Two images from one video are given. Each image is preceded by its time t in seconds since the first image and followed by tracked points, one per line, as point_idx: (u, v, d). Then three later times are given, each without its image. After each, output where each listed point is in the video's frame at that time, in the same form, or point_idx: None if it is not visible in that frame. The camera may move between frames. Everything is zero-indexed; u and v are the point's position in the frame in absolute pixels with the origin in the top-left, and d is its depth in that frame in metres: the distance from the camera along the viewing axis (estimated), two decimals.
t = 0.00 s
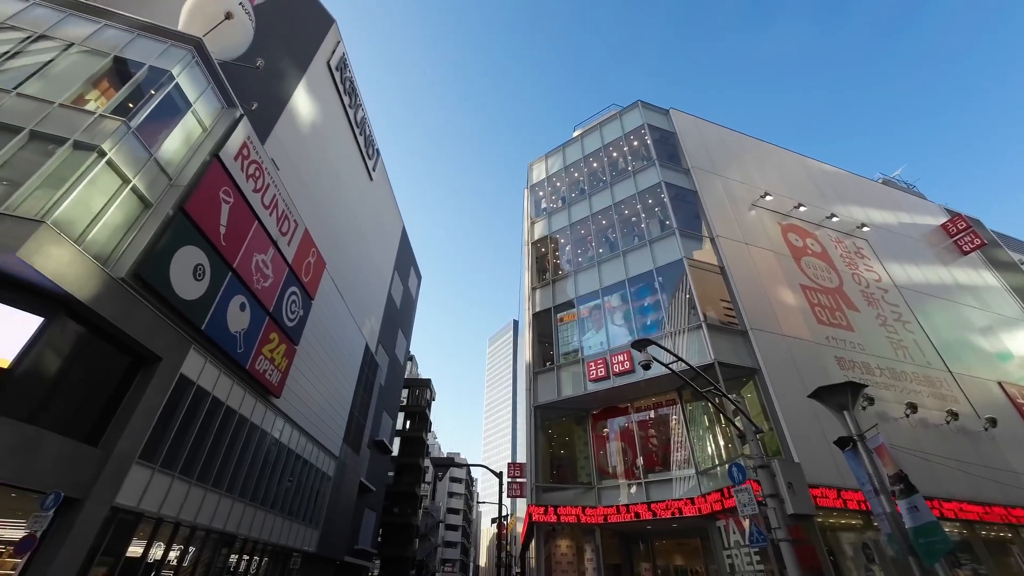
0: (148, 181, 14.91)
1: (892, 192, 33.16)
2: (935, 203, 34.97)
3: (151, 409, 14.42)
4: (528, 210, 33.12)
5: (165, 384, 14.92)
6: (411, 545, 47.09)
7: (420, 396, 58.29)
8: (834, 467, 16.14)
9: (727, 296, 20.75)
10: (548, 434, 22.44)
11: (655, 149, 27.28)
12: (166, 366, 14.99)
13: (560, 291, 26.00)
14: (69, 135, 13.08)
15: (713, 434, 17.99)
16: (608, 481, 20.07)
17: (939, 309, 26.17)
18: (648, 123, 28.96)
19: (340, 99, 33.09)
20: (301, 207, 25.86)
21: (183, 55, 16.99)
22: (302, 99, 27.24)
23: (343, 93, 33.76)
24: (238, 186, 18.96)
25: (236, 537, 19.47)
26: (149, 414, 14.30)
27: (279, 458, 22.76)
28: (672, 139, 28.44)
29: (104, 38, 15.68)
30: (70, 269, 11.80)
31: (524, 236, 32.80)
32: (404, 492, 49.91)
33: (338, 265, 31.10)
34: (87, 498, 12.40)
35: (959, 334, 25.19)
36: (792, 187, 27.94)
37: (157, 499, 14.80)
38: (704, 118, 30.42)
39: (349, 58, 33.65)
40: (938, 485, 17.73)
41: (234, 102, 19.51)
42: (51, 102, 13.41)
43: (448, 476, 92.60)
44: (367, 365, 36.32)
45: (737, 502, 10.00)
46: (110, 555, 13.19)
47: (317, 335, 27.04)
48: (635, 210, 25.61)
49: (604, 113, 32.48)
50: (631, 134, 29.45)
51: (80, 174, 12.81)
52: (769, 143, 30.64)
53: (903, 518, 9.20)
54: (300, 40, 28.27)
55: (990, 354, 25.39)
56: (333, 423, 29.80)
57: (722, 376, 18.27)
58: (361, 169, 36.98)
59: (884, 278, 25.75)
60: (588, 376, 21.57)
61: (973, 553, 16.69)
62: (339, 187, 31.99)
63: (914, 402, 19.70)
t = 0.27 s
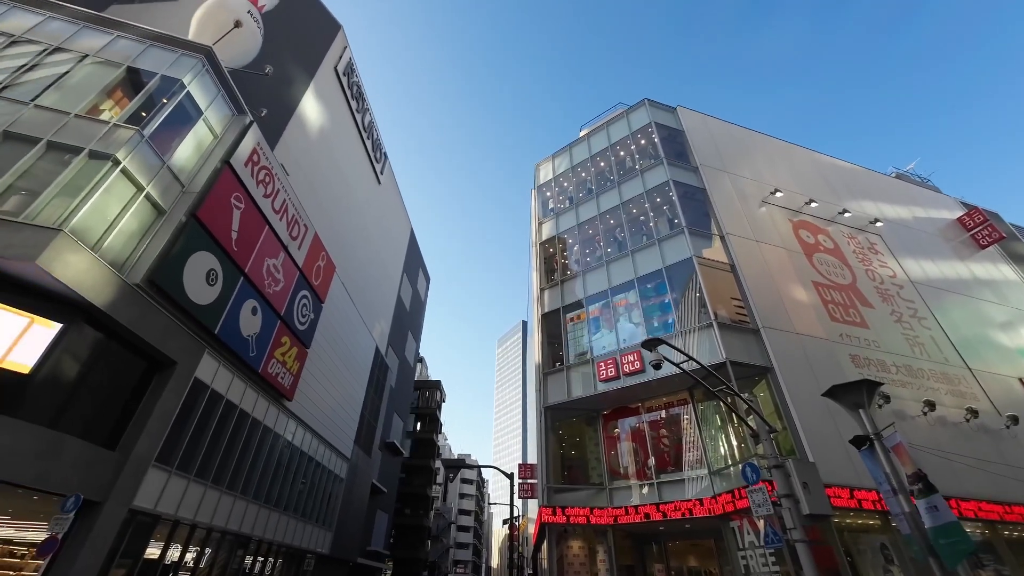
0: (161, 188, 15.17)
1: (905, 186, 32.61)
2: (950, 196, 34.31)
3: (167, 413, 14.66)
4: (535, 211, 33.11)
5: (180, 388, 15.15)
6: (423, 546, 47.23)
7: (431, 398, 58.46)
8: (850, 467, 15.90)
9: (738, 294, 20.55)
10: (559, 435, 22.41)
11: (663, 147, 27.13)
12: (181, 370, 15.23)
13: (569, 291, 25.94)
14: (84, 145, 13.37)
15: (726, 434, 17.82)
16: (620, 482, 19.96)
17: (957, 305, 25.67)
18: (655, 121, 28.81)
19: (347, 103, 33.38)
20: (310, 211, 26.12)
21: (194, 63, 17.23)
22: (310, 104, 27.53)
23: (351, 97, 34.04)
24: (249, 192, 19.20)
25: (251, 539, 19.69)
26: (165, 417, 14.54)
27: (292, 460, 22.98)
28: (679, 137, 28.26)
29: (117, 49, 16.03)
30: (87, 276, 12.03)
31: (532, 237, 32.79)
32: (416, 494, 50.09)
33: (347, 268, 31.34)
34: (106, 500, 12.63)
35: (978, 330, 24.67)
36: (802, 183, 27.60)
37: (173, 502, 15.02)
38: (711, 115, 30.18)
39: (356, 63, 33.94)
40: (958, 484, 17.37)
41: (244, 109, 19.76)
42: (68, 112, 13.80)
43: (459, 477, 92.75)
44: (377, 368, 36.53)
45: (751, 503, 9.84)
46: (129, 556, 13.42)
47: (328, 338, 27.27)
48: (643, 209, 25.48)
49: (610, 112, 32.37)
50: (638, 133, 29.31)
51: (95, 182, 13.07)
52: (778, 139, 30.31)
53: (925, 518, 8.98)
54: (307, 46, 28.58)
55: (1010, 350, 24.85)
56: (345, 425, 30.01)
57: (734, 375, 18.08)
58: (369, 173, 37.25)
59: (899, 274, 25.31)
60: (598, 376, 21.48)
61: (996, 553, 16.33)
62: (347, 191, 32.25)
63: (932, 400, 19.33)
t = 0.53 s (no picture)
0: (175, 195, 15.43)
1: (920, 179, 32.03)
2: (966, 189, 33.64)
3: (183, 416, 14.89)
4: (543, 211, 33.08)
5: (195, 392, 15.37)
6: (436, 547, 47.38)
7: (441, 399, 58.56)
8: (867, 466, 15.63)
9: (750, 292, 20.32)
10: (570, 435, 22.35)
11: (671, 145, 26.96)
12: (196, 374, 15.45)
13: (578, 291, 25.87)
14: (100, 155, 13.65)
15: (739, 433, 17.62)
16: (632, 483, 19.83)
17: (975, 300, 25.13)
18: (662, 119, 28.65)
19: (355, 108, 33.66)
20: (320, 215, 26.37)
21: (204, 72, 17.48)
22: (318, 110, 27.81)
23: (358, 102, 34.31)
24: (260, 197, 19.45)
25: (266, 541, 19.90)
26: (181, 421, 14.76)
27: (305, 462, 23.19)
28: (688, 134, 28.06)
29: (130, 60, 16.36)
30: (103, 283, 12.25)
31: (540, 237, 32.77)
32: (428, 495, 50.28)
33: (357, 271, 31.58)
34: (125, 503, 12.84)
35: (998, 325, 24.13)
36: (814, 178, 27.23)
37: (190, 504, 15.23)
38: (719, 112, 29.94)
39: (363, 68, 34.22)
40: (980, 483, 16.99)
41: (254, 115, 20.01)
42: (83, 123, 14.12)
43: (470, 478, 92.88)
44: (388, 370, 36.74)
45: (766, 503, 9.71)
46: (147, 557, 13.61)
47: (339, 340, 27.49)
48: (652, 207, 25.34)
49: (617, 110, 32.24)
50: (646, 131, 29.17)
51: (111, 191, 13.32)
52: (788, 134, 29.95)
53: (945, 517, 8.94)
54: (315, 52, 28.90)
55: None
56: (357, 427, 30.22)
57: (746, 374, 17.87)
58: (377, 177, 37.51)
59: (915, 269, 24.85)
60: (608, 377, 21.39)
61: (1020, 554, 15.94)
62: (356, 195, 32.51)
63: (951, 397, 18.93)
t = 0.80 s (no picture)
0: (188, 202, 15.68)
1: (936, 172, 31.40)
2: (984, 180, 32.92)
3: (198, 420, 15.11)
4: (551, 211, 33.04)
5: (210, 395, 15.60)
6: (449, 549, 47.48)
7: (452, 401, 58.69)
8: (885, 465, 15.34)
9: (762, 289, 20.08)
10: (581, 436, 22.28)
11: (679, 143, 26.77)
12: (210, 378, 15.68)
13: (587, 291, 25.78)
14: (115, 164, 13.92)
15: (753, 432, 17.41)
16: (645, 483, 19.69)
17: (995, 294, 24.55)
18: (670, 116, 28.47)
19: (362, 112, 33.94)
20: (330, 220, 26.61)
21: (215, 80, 17.72)
22: (326, 115, 28.08)
23: (366, 106, 34.59)
24: (271, 203, 19.69)
25: (281, 542, 20.12)
26: (196, 424, 14.99)
27: (318, 464, 23.41)
28: (696, 131, 27.83)
29: (143, 70, 16.68)
30: (120, 290, 12.47)
31: (548, 237, 32.73)
32: (440, 496, 50.43)
33: (367, 274, 31.81)
34: (143, 505, 13.07)
35: (1019, 320, 23.55)
36: (826, 173, 26.84)
37: (207, 506, 15.45)
38: (728, 108, 29.66)
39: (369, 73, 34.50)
40: (1003, 481, 16.58)
41: (264, 122, 20.25)
42: (99, 132, 14.42)
43: (482, 479, 92.94)
44: (399, 372, 36.95)
45: (782, 503, 9.58)
46: (166, 558, 13.84)
47: (350, 343, 27.72)
48: (660, 205, 25.18)
49: (623, 109, 32.09)
50: (653, 128, 29.00)
51: (127, 199, 13.57)
52: (799, 129, 29.57)
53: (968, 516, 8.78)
54: (322, 58, 29.20)
55: None
56: (369, 429, 30.43)
57: (759, 372, 17.66)
58: (385, 180, 37.75)
59: (931, 263, 24.36)
60: (619, 376, 21.27)
61: None
62: (365, 198, 32.76)
63: (972, 394, 18.51)
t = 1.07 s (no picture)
0: (200, 209, 15.92)
1: (952, 164, 30.79)
2: (1002, 172, 32.19)
3: (214, 423, 15.32)
4: (559, 211, 32.99)
5: (225, 398, 15.81)
6: (462, 550, 47.57)
7: (462, 402, 58.80)
8: (904, 463, 15.06)
9: (774, 286, 19.84)
10: (592, 436, 22.19)
11: (687, 140, 26.57)
12: (225, 381, 15.89)
13: (596, 291, 25.68)
14: (130, 172, 14.18)
15: (766, 431, 17.20)
16: (657, 483, 19.55)
17: (1016, 288, 23.99)
18: (678, 113, 28.28)
19: (370, 116, 34.21)
20: (339, 223, 26.85)
21: (225, 88, 17.95)
22: (335, 120, 28.34)
23: (373, 110, 34.85)
24: (281, 208, 19.91)
25: (296, 543, 20.32)
26: (212, 427, 15.19)
27: (331, 466, 23.61)
28: (704, 128, 27.61)
29: (155, 80, 16.98)
30: (135, 296, 12.69)
31: (556, 237, 32.68)
32: (452, 497, 50.54)
33: (376, 277, 32.03)
34: (162, 507, 13.28)
35: None
36: (838, 167, 26.45)
37: (223, 507, 15.66)
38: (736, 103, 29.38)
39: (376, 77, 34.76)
40: None
41: (273, 128, 20.48)
42: (113, 142, 14.72)
43: (494, 480, 92.99)
44: (409, 373, 37.15)
45: (798, 502, 9.42)
46: (184, 560, 14.04)
47: (361, 346, 27.93)
48: (669, 203, 25.01)
49: (631, 107, 31.93)
50: (660, 126, 28.84)
51: (142, 207, 13.82)
52: (809, 123, 29.18)
53: (990, 515, 8.67)
54: (330, 64, 29.50)
55: None
56: (381, 431, 30.62)
57: (773, 370, 17.43)
58: (393, 183, 37.99)
59: (948, 257, 23.87)
60: (630, 376, 21.16)
61: None
62: (373, 202, 32.99)
63: (993, 390, 18.10)
